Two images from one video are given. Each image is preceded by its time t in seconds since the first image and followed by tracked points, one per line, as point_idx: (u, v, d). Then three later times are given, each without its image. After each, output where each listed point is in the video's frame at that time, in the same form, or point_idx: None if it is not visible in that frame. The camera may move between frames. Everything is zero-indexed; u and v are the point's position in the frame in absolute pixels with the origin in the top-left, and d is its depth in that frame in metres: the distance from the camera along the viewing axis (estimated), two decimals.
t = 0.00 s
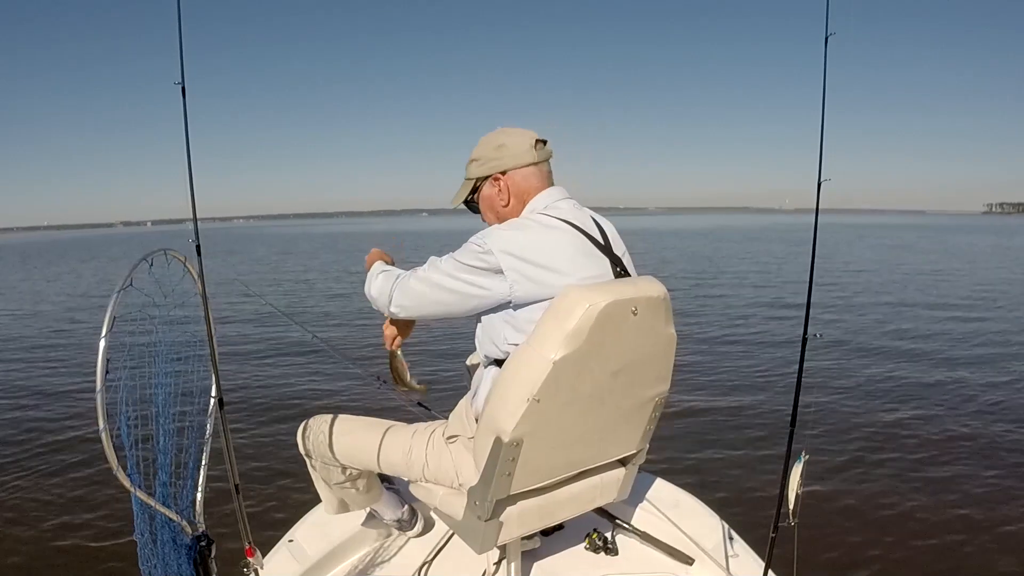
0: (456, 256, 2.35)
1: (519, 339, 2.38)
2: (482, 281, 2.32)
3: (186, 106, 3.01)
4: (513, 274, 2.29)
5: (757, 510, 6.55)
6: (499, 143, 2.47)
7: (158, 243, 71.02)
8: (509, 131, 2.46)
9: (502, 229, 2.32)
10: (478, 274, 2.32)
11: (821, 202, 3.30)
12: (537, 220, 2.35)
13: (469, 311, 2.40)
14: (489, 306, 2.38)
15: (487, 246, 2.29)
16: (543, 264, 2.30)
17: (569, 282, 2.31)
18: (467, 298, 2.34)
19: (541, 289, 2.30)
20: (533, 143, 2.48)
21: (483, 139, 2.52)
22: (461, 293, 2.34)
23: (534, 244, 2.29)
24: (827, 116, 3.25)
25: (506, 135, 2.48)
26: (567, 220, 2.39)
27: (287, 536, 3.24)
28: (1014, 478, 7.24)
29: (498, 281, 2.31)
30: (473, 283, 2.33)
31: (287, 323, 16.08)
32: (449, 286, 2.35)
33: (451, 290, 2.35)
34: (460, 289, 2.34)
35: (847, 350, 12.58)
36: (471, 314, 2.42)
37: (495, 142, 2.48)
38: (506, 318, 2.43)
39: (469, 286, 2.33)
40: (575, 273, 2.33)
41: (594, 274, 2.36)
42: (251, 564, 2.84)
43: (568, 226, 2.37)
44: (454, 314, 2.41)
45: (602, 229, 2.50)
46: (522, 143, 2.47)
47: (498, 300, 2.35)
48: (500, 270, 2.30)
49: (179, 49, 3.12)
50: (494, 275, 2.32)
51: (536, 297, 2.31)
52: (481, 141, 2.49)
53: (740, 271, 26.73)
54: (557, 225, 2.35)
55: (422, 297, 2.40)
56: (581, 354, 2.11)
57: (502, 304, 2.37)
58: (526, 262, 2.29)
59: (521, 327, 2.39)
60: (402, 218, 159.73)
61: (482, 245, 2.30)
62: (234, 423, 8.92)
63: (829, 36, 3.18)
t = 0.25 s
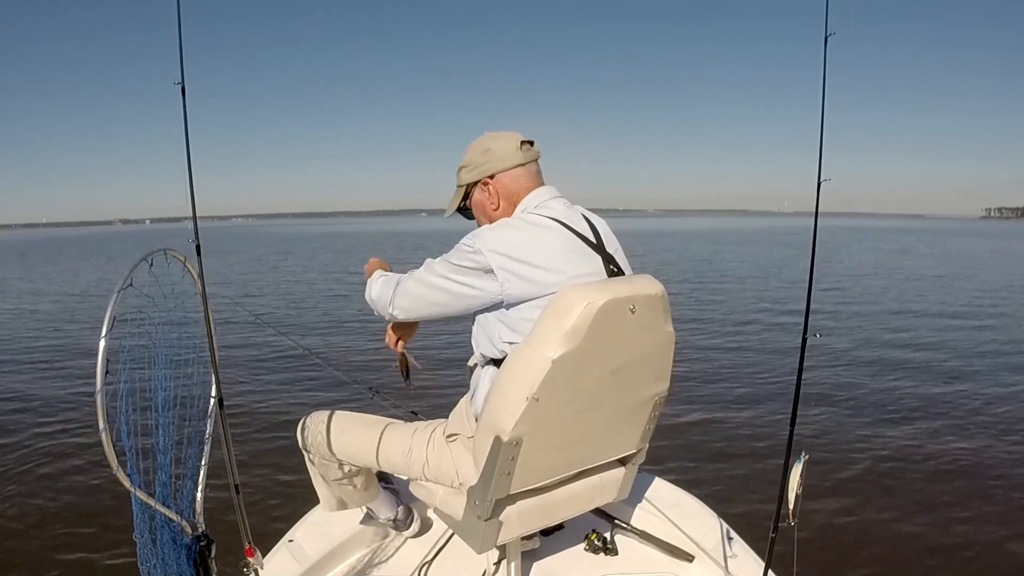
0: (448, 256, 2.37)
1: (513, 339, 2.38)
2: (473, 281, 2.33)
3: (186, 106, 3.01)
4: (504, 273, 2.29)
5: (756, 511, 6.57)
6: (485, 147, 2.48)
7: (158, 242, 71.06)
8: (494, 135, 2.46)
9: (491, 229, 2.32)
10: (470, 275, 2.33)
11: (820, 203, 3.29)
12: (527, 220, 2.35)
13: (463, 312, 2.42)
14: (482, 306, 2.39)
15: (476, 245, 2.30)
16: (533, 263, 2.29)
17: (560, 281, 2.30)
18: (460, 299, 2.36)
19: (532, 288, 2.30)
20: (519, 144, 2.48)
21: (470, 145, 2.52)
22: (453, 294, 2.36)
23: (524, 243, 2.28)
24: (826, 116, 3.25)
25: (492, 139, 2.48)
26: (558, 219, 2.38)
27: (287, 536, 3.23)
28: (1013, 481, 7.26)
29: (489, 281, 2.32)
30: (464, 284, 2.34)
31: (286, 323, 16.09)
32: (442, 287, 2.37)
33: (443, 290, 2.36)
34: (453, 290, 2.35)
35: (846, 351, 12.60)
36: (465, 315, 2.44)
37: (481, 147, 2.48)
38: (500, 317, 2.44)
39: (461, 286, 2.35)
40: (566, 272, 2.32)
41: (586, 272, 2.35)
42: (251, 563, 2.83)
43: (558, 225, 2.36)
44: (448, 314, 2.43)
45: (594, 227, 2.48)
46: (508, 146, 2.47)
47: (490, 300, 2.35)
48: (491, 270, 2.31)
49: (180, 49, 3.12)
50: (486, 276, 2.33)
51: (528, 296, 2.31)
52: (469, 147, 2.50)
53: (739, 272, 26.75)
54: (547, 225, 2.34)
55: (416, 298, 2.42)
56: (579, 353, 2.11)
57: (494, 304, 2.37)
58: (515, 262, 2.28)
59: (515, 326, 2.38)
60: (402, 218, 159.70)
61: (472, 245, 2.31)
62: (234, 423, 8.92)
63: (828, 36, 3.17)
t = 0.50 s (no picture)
0: (440, 259, 2.38)
1: (508, 339, 2.37)
2: (466, 283, 2.34)
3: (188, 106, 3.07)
4: (496, 273, 2.29)
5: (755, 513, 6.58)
6: (475, 150, 2.48)
7: (159, 242, 71.11)
8: (482, 138, 2.47)
9: (482, 230, 2.32)
10: (462, 276, 2.34)
11: (819, 204, 3.30)
12: (517, 219, 2.35)
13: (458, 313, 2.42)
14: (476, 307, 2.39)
15: (467, 246, 2.30)
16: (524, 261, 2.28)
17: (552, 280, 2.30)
18: (454, 301, 2.37)
19: (524, 287, 2.30)
20: (508, 145, 2.48)
21: (460, 148, 2.53)
22: (447, 296, 2.37)
23: (514, 242, 2.28)
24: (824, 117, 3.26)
25: (481, 142, 2.48)
26: (549, 218, 2.37)
27: (287, 536, 3.23)
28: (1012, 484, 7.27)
29: (481, 281, 2.32)
30: (458, 285, 2.35)
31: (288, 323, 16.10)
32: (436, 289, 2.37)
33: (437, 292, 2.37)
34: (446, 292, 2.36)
35: (846, 353, 12.62)
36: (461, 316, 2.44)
37: (471, 150, 2.48)
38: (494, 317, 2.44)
39: (454, 287, 2.35)
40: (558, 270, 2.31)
41: (578, 270, 2.34)
42: (251, 563, 2.83)
43: (549, 224, 2.35)
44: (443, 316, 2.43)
45: (585, 225, 2.48)
46: (497, 147, 2.47)
47: (483, 300, 2.35)
48: (483, 270, 2.31)
49: (181, 50, 3.13)
50: (478, 276, 2.33)
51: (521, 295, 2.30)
52: (458, 150, 2.51)
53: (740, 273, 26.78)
54: (538, 223, 2.33)
55: (412, 302, 2.43)
56: (577, 351, 2.11)
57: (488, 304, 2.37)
58: (506, 261, 2.28)
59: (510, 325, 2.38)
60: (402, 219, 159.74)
61: (462, 246, 2.31)
62: (234, 423, 8.93)
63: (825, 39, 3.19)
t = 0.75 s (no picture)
0: (431, 265, 2.38)
1: (504, 340, 2.37)
2: (458, 286, 2.34)
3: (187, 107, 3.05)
4: (488, 274, 2.29)
5: (755, 513, 6.60)
6: (461, 153, 2.48)
7: (159, 242, 71.14)
8: (469, 140, 2.47)
9: (470, 233, 2.32)
10: (454, 281, 2.34)
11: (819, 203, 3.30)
12: (506, 220, 2.35)
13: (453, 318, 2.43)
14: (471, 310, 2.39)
15: (457, 250, 2.30)
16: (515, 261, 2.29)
17: (543, 279, 2.30)
18: (449, 306, 2.37)
19: (516, 286, 2.30)
20: (494, 147, 2.48)
21: (445, 153, 2.53)
22: (441, 302, 2.37)
23: (504, 243, 2.28)
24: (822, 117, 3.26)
25: (468, 145, 2.49)
26: (537, 217, 2.37)
27: (287, 536, 3.23)
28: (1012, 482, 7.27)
29: (473, 284, 2.32)
30: (451, 289, 2.35)
31: (288, 323, 16.12)
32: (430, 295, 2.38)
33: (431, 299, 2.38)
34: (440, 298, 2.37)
35: (846, 352, 12.63)
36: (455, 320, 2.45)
37: (457, 153, 2.49)
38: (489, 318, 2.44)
39: (448, 292, 2.36)
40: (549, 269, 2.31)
41: (569, 267, 2.34)
42: (251, 563, 2.83)
43: (537, 223, 2.35)
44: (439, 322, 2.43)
45: (575, 223, 2.47)
46: (483, 150, 2.47)
47: (476, 302, 2.35)
48: (474, 272, 2.31)
49: (180, 50, 3.13)
50: (469, 279, 2.33)
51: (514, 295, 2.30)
52: (444, 155, 2.51)
53: (740, 273, 26.80)
54: (526, 222, 2.33)
55: (407, 310, 2.44)
56: (576, 351, 2.11)
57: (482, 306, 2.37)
58: (497, 262, 2.28)
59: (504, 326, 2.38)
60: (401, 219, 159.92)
61: (452, 250, 2.31)
62: (234, 422, 8.93)
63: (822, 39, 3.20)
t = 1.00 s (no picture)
0: (426, 271, 2.37)
1: (502, 341, 2.37)
2: (454, 291, 2.33)
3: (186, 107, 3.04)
4: (484, 277, 2.29)
5: (756, 513, 6.60)
6: (455, 155, 2.48)
7: (160, 242, 71.17)
8: (462, 142, 2.47)
9: (463, 236, 2.31)
10: (450, 286, 2.33)
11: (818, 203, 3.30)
12: (500, 221, 2.35)
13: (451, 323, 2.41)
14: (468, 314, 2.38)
15: (451, 254, 2.29)
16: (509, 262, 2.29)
17: (539, 279, 2.30)
18: (446, 311, 2.36)
19: (513, 287, 2.29)
20: (488, 148, 2.49)
21: (439, 155, 2.53)
22: (438, 309, 2.36)
23: (499, 244, 2.28)
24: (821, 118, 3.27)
25: (461, 146, 2.49)
26: (531, 217, 2.38)
27: (287, 536, 3.24)
28: (1012, 483, 7.27)
29: (469, 288, 2.31)
30: (447, 295, 2.33)
31: (288, 323, 16.13)
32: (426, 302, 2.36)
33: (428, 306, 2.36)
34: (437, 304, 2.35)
35: (846, 352, 12.64)
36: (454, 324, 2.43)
37: (451, 155, 2.49)
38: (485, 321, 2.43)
39: (444, 298, 2.34)
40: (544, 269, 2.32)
41: (564, 266, 2.35)
42: (251, 564, 2.83)
43: (531, 222, 2.36)
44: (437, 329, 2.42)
45: (568, 221, 2.48)
46: (477, 150, 2.48)
47: (474, 306, 2.34)
48: (470, 275, 2.30)
49: (181, 50, 3.13)
50: (465, 283, 2.32)
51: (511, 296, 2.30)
52: (438, 157, 2.51)
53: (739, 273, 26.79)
54: (520, 222, 2.34)
55: (405, 319, 2.42)
56: (576, 350, 2.11)
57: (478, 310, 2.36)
58: (492, 264, 2.28)
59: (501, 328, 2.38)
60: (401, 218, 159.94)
61: (445, 254, 2.30)
62: (235, 422, 8.93)
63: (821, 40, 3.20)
